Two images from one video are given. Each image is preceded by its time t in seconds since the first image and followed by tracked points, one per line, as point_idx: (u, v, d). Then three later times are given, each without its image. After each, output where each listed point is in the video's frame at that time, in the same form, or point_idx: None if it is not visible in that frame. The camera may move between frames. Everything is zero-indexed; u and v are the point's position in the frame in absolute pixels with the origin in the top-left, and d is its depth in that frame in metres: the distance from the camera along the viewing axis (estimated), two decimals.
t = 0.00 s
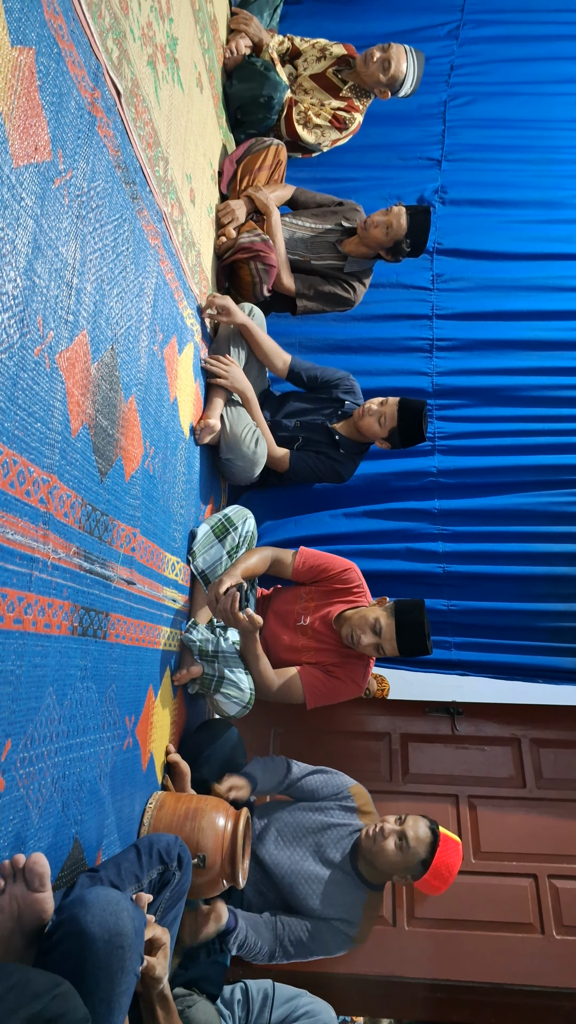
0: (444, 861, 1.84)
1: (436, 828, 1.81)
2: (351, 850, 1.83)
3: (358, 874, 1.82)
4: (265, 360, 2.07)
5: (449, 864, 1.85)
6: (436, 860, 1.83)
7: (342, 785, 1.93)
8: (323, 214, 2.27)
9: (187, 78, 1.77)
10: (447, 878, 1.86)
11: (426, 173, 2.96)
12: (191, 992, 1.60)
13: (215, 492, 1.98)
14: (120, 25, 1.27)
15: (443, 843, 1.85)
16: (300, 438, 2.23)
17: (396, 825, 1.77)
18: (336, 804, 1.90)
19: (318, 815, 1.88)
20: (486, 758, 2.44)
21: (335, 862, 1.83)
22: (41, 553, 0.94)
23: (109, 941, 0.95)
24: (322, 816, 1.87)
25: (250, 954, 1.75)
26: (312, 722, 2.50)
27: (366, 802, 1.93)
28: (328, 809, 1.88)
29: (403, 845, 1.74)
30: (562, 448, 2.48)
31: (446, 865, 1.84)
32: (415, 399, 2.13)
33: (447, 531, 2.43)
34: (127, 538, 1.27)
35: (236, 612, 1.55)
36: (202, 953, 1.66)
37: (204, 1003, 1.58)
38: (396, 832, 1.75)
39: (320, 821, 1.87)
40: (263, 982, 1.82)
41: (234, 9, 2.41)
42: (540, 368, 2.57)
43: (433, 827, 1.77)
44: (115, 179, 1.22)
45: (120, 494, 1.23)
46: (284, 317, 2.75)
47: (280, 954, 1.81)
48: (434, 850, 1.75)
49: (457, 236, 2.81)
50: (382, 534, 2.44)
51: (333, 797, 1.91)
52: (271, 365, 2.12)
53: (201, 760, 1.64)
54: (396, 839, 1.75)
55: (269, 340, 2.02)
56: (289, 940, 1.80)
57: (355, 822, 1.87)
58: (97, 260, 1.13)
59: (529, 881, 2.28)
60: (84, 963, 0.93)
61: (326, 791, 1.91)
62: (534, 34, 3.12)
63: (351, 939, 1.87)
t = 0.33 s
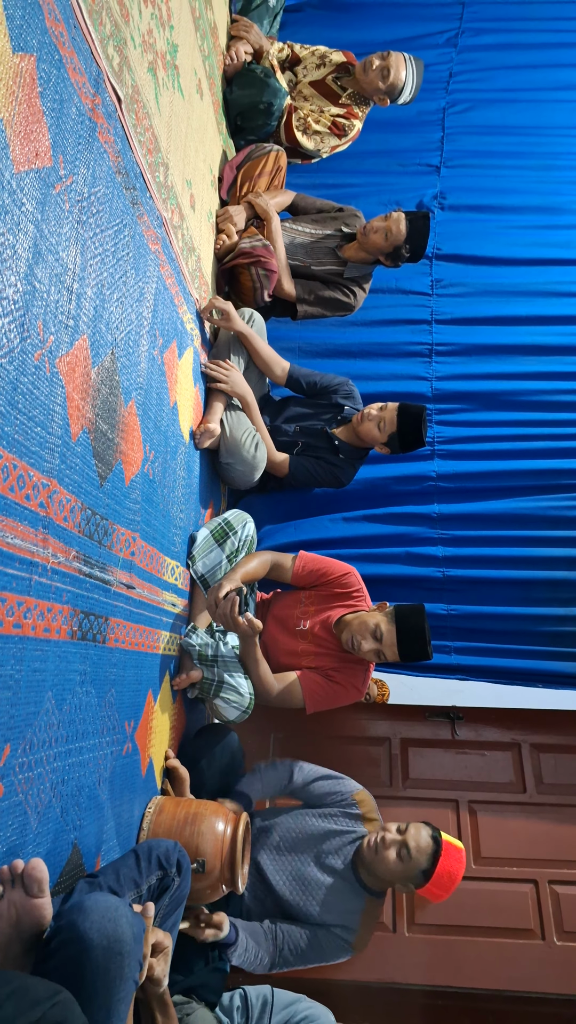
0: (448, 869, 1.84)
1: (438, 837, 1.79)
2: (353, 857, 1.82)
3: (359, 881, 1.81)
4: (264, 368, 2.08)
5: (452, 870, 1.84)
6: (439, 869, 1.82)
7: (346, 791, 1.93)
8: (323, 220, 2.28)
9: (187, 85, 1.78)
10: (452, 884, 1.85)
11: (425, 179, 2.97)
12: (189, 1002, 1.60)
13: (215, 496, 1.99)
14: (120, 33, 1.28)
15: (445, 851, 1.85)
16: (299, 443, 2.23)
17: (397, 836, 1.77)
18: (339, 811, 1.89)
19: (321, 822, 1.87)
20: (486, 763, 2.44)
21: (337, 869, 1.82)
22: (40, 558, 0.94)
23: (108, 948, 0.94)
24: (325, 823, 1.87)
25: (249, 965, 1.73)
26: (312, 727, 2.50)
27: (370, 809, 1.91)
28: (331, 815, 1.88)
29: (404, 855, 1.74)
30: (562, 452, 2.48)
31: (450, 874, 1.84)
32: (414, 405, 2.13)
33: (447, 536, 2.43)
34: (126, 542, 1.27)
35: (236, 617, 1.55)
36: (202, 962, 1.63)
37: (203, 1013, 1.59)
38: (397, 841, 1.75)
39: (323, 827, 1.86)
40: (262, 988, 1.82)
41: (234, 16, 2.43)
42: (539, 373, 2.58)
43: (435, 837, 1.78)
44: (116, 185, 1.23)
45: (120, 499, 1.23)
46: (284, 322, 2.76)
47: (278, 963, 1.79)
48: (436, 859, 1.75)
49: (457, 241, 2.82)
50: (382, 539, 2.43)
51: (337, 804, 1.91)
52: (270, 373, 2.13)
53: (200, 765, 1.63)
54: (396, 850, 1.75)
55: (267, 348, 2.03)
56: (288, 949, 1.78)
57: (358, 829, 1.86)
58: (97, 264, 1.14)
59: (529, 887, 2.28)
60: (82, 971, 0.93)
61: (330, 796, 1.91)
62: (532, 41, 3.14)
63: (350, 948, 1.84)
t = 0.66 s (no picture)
0: (435, 873, 1.75)
1: (420, 843, 1.75)
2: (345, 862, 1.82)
3: (352, 887, 1.81)
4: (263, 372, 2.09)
5: (441, 872, 1.76)
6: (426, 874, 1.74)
7: (336, 797, 1.94)
8: (322, 224, 2.28)
9: (187, 92, 1.78)
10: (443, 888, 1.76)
11: (424, 185, 2.98)
12: (188, 1007, 1.59)
13: (215, 500, 1.99)
14: (121, 40, 1.28)
15: (431, 855, 1.76)
16: (299, 448, 2.23)
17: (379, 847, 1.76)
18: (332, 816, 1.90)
19: (313, 826, 1.88)
20: (486, 768, 2.44)
21: (330, 873, 1.82)
22: (40, 562, 0.94)
23: (106, 954, 0.94)
24: (317, 827, 1.88)
25: (246, 968, 1.71)
26: (311, 732, 2.49)
27: (360, 811, 1.93)
28: (322, 820, 1.89)
29: (386, 866, 1.74)
30: (561, 457, 2.49)
31: (437, 877, 1.76)
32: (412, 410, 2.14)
33: (446, 540, 2.43)
34: (126, 546, 1.27)
35: (235, 622, 1.55)
36: (199, 966, 1.64)
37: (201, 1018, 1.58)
38: (379, 853, 1.75)
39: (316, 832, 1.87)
40: (261, 992, 1.81)
41: (234, 23, 2.44)
42: (539, 378, 2.58)
43: (417, 842, 1.76)
44: (116, 191, 1.23)
45: (120, 503, 1.24)
46: (284, 327, 2.76)
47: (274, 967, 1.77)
48: (420, 866, 1.73)
49: (456, 247, 2.83)
50: (382, 544, 2.44)
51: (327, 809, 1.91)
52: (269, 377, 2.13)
53: (198, 771, 1.63)
54: (379, 861, 1.75)
55: (267, 352, 2.03)
56: (285, 953, 1.77)
57: (349, 832, 1.88)
58: (98, 270, 1.14)
59: (529, 893, 2.27)
60: (81, 978, 0.92)
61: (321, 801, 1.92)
62: (531, 48, 3.16)
63: (345, 953, 1.83)
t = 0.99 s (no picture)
0: (437, 875, 1.73)
1: (422, 849, 1.73)
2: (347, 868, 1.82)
3: (355, 893, 1.80)
4: (263, 376, 2.09)
5: (443, 875, 1.74)
6: (428, 879, 1.73)
7: (341, 800, 1.92)
8: (321, 226, 2.28)
9: (187, 97, 1.79)
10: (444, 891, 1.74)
11: (423, 190, 2.99)
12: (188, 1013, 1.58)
13: (215, 504, 1.99)
14: (121, 46, 1.29)
15: (433, 860, 1.74)
16: (299, 451, 2.23)
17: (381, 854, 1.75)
18: (334, 822, 1.88)
19: (317, 831, 1.87)
20: (486, 772, 2.43)
21: (333, 879, 1.81)
22: (40, 566, 0.94)
23: (105, 959, 0.94)
24: (321, 832, 1.86)
25: (247, 974, 1.70)
26: (311, 736, 2.49)
27: (365, 817, 1.91)
28: (327, 826, 1.87)
29: (388, 872, 1.73)
30: (561, 461, 2.49)
31: (439, 878, 1.73)
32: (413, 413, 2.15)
33: (446, 544, 2.43)
34: (125, 550, 1.27)
35: (235, 626, 1.55)
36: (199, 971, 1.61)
37: None
38: (381, 861, 1.74)
39: (317, 837, 1.86)
40: (260, 993, 1.80)
41: (234, 29, 2.45)
42: (538, 382, 2.58)
43: (419, 848, 1.74)
44: (116, 195, 1.24)
45: (119, 507, 1.24)
46: (284, 331, 2.77)
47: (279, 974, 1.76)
48: (422, 872, 1.72)
49: (455, 251, 2.83)
50: (382, 548, 2.44)
51: (332, 815, 1.90)
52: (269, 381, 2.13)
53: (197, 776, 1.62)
54: (380, 868, 1.74)
55: (266, 356, 2.03)
56: (288, 958, 1.76)
57: (352, 837, 1.86)
58: (97, 274, 1.14)
59: (529, 897, 2.26)
60: (80, 983, 0.92)
61: (325, 805, 1.91)
62: (529, 54, 3.17)
63: (349, 958, 1.82)
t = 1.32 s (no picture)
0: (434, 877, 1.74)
1: (419, 850, 1.72)
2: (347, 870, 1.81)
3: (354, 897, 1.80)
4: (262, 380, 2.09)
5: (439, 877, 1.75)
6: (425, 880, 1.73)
7: (344, 805, 1.98)
8: (321, 232, 2.30)
9: (187, 103, 1.80)
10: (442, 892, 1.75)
11: (422, 195, 3.00)
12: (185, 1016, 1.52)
13: (215, 509, 1.99)
14: (122, 51, 1.29)
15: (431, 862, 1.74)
16: (299, 455, 2.24)
17: (379, 855, 1.75)
18: (336, 824, 1.91)
19: (318, 833, 1.88)
20: (486, 777, 2.42)
21: (333, 882, 1.81)
22: (39, 570, 0.94)
23: (105, 965, 0.93)
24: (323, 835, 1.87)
25: (247, 977, 1.71)
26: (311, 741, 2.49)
27: (366, 822, 1.94)
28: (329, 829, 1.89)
29: (386, 874, 1.72)
30: (561, 465, 2.49)
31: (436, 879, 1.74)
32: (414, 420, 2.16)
33: (446, 548, 2.43)
34: (125, 554, 1.27)
35: (234, 629, 1.55)
36: (199, 973, 1.60)
37: None
38: (379, 863, 1.73)
39: (318, 840, 1.86)
40: (262, 995, 1.80)
41: (234, 34, 2.46)
42: (537, 386, 2.59)
43: (416, 849, 1.73)
44: (117, 200, 1.24)
45: (119, 511, 1.24)
46: (283, 336, 2.77)
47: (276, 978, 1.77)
48: (420, 874, 1.72)
49: (454, 256, 2.84)
50: (381, 552, 2.43)
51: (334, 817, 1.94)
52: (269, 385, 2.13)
53: (197, 780, 1.61)
54: (379, 870, 1.73)
55: (266, 361, 2.04)
56: (286, 963, 1.76)
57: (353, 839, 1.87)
58: (98, 279, 1.15)
59: (530, 903, 2.26)
60: (79, 989, 0.91)
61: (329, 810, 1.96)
62: (528, 60, 3.18)
63: (347, 963, 1.85)
